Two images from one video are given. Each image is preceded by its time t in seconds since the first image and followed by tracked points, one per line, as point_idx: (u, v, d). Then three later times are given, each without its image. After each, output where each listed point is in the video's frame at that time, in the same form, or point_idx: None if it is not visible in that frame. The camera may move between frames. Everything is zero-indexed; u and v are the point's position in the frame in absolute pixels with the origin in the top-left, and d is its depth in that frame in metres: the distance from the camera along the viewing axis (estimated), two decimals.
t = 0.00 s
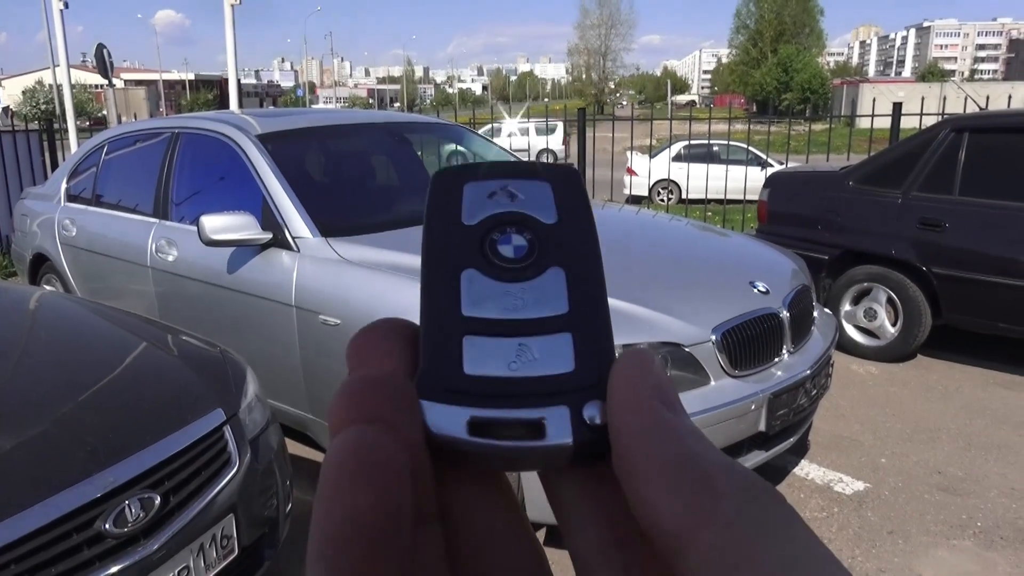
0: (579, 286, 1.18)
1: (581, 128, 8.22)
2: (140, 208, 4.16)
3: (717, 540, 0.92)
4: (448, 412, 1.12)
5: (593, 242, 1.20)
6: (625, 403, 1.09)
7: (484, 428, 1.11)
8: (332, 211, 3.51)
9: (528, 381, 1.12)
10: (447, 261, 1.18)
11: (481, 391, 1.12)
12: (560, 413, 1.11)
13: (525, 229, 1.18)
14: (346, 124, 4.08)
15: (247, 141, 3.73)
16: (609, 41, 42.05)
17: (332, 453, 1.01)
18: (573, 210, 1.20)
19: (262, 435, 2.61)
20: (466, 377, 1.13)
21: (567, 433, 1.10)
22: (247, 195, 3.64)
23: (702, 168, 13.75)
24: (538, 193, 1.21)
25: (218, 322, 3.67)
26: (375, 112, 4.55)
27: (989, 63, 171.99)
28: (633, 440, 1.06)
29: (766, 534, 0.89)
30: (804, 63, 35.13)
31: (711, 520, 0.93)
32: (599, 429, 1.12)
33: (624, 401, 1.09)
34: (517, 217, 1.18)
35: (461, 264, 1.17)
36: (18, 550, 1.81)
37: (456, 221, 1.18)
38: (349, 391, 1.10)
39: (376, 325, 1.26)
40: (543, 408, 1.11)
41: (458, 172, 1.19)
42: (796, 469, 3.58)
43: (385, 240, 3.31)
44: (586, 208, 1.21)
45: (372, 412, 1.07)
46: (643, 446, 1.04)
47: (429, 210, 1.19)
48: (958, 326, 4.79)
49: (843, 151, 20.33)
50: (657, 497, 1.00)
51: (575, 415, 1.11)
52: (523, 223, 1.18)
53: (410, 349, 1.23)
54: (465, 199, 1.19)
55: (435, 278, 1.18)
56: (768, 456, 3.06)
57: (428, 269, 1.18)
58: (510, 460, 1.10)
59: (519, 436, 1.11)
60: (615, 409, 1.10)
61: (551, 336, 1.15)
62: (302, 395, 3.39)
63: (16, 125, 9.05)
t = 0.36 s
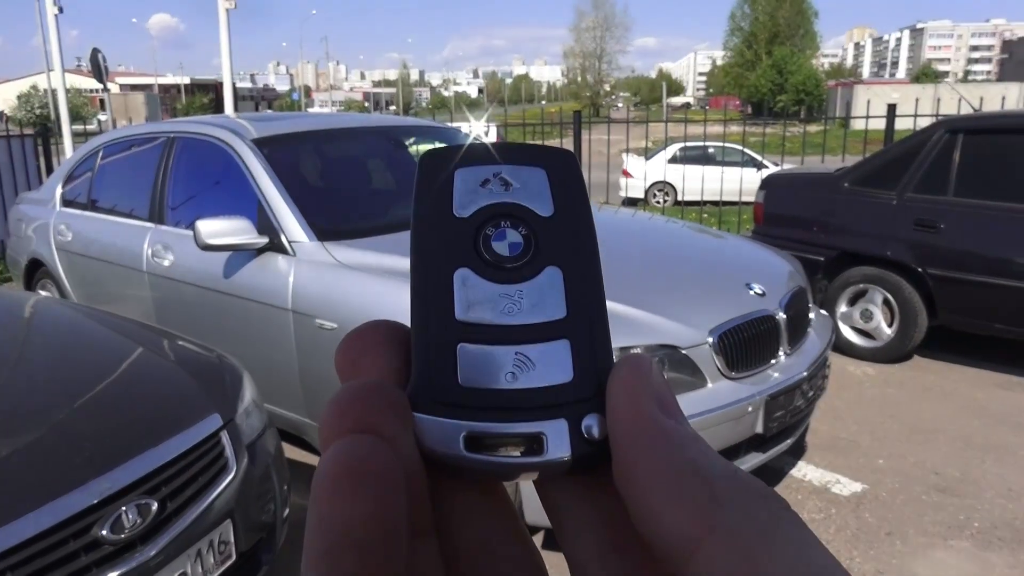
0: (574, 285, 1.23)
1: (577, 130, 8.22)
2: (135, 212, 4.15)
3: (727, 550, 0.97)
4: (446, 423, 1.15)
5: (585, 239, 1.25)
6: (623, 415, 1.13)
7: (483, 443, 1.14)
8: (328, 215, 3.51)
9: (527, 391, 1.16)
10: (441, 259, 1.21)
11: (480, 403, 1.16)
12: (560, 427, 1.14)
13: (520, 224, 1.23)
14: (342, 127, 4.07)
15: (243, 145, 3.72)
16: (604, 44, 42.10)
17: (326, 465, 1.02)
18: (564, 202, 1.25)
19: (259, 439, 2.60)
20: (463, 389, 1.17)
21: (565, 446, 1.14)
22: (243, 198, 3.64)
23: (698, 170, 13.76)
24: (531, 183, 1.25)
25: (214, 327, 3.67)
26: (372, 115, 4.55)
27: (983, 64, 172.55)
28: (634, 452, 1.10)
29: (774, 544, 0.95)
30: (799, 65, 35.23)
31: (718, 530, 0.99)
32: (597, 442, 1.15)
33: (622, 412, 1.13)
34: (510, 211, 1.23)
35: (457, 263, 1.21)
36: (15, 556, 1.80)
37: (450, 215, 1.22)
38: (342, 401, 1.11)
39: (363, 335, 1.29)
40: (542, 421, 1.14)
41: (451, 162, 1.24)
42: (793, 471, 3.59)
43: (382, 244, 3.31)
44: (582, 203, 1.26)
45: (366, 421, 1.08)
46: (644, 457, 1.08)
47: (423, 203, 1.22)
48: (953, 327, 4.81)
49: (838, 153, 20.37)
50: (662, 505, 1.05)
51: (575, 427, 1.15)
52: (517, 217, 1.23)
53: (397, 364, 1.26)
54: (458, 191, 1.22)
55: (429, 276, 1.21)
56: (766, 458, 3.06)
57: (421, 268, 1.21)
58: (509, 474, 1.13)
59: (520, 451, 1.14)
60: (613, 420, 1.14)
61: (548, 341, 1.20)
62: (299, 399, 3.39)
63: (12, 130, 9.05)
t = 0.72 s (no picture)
0: (572, 283, 1.25)
1: (577, 133, 8.23)
2: (134, 216, 4.16)
3: (727, 551, 0.97)
4: (441, 423, 1.15)
5: (582, 237, 1.28)
6: (623, 414, 1.14)
7: (478, 441, 1.14)
8: (327, 217, 3.51)
9: (523, 390, 1.18)
10: (438, 256, 1.23)
11: (476, 402, 1.17)
12: (556, 425, 1.16)
13: (518, 222, 1.26)
14: (341, 130, 4.07)
15: (242, 148, 3.73)
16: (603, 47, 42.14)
17: (324, 457, 1.04)
18: (563, 202, 1.28)
19: (259, 443, 2.60)
20: (459, 387, 1.18)
21: (561, 445, 1.15)
22: (242, 201, 3.65)
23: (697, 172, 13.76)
24: (529, 181, 1.28)
25: (213, 331, 3.67)
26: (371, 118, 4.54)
27: (981, 65, 172.74)
28: (633, 451, 1.11)
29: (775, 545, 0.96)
30: (797, 67, 35.27)
31: (718, 530, 0.99)
32: (593, 441, 1.16)
33: (622, 411, 1.14)
34: (509, 209, 1.26)
35: (454, 260, 1.23)
36: (15, 560, 1.80)
37: (448, 212, 1.25)
38: (341, 392, 1.12)
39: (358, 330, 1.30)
40: (538, 420, 1.15)
41: (450, 156, 1.27)
42: (794, 473, 3.59)
43: (382, 247, 3.31)
44: (581, 202, 1.29)
45: (365, 415, 1.10)
46: (643, 457, 1.09)
47: (421, 200, 1.24)
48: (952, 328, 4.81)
49: (838, 154, 20.38)
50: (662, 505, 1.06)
51: (570, 425, 1.16)
52: (514, 215, 1.26)
53: (391, 360, 1.28)
54: (456, 189, 1.25)
55: (426, 273, 1.23)
56: (766, 460, 3.07)
57: (418, 265, 1.23)
58: (503, 472, 1.14)
59: (515, 451, 1.14)
60: (612, 420, 1.15)
61: (545, 339, 1.22)
62: (299, 403, 3.39)
63: (11, 135, 9.06)
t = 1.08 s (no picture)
0: (591, 290, 1.26)
1: (577, 137, 8.25)
2: (136, 220, 4.17)
3: (755, 564, 1.00)
4: (463, 433, 1.14)
5: (599, 246, 1.30)
6: (645, 422, 1.15)
7: (500, 451, 1.13)
8: (329, 222, 3.52)
9: (545, 398, 1.17)
10: (458, 260, 1.23)
11: (498, 411, 1.15)
12: (579, 435, 1.15)
13: (537, 228, 1.27)
14: (344, 135, 4.08)
15: (244, 153, 3.74)
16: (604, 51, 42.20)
17: (342, 469, 1.03)
18: (581, 210, 1.31)
19: (260, 448, 2.60)
20: (481, 395, 1.17)
21: (585, 456, 1.14)
22: (244, 206, 3.65)
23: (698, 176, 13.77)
24: (547, 189, 1.30)
25: (215, 335, 3.67)
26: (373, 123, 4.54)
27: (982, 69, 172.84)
28: (657, 460, 1.12)
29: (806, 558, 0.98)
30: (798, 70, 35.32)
31: (748, 543, 1.01)
32: (615, 452, 1.16)
33: (644, 419, 1.15)
34: (529, 215, 1.28)
35: (475, 265, 1.24)
36: (18, 565, 1.81)
37: (467, 216, 1.26)
38: (360, 400, 1.11)
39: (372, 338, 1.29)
40: (561, 430, 1.14)
41: (470, 163, 1.29)
42: (795, 477, 3.59)
43: (383, 251, 3.31)
44: (597, 211, 1.32)
45: (383, 423, 1.09)
46: (668, 469, 1.10)
47: (441, 201, 1.26)
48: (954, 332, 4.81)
49: (839, 158, 20.38)
50: (688, 514, 1.08)
51: (593, 436, 1.15)
52: (534, 221, 1.28)
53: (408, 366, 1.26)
54: (476, 193, 1.27)
55: (445, 277, 1.23)
56: (766, 464, 3.07)
57: (436, 267, 1.23)
58: (525, 483, 1.13)
59: (532, 461, 1.13)
60: (634, 428, 1.16)
61: (567, 347, 1.21)
62: (300, 407, 3.39)
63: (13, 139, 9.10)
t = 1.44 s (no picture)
0: (602, 333, 1.18)
1: (580, 141, 8.27)
2: (139, 224, 4.18)
3: None
4: (473, 487, 1.08)
5: (609, 282, 1.21)
6: (663, 469, 1.11)
7: (512, 506, 1.07)
8: (331, 226, 3.52)
9: (557, 449, 1.10)
10: (462, 303, 1.15)
11: (510, 465, 1.09)
12: (592, 488, 1.09)
13: (545, 265, 1.18)
14: (346, 139, 4.09)
15: (246, 158, 3.74)
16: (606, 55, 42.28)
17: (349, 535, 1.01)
18: (589, 243, 1.22)
19: (262, 451, 2.60)
20: (491, 448, 1.10)
21: (599, 510, 1.09)
22: (246, 211, 3.66)
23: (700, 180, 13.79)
24: (553, 220, 1.21)
25: (218, 340, 3.68)
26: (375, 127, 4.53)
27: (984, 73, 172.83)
28: (682, 511, 1.08)
29: None
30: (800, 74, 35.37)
31: None
32: (629, 504, 1.10)
33: (662, 467, 1.11)
34: (535, 251, 1.18)
35: (481, 308, 1.15)
36: (21, 569, 1.81)
37: (471, 254, 1.16)
38: (371, 463, 1.09)
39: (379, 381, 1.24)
40: (574, 483, 1.08)
41: (470, 196, 1.19)
42: (797, 482, 3.58)
43: (386, 254, 3.32)
44: (605, 242, 1.23)
45: (393, 487, 1.05)
46: (692, 516, 1.07)
47: (442, 239, 1.17)
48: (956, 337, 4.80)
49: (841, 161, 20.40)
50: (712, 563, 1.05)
51: (607, 487, 1.10)
52: (540, 257, 1.18)
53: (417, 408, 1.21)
54: (480, 229, 1.17)
55: (450, 321, 1.15)
56: (769, 469, 3.06)
57: (441, 312, 1.15)
58: (538, 538, 1.08)
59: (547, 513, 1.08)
60: (652, 478, 1.11)
61: (579, 395, 1.13)
62: (303, 411, 3.39)
63: (18, 142, 9.15)
